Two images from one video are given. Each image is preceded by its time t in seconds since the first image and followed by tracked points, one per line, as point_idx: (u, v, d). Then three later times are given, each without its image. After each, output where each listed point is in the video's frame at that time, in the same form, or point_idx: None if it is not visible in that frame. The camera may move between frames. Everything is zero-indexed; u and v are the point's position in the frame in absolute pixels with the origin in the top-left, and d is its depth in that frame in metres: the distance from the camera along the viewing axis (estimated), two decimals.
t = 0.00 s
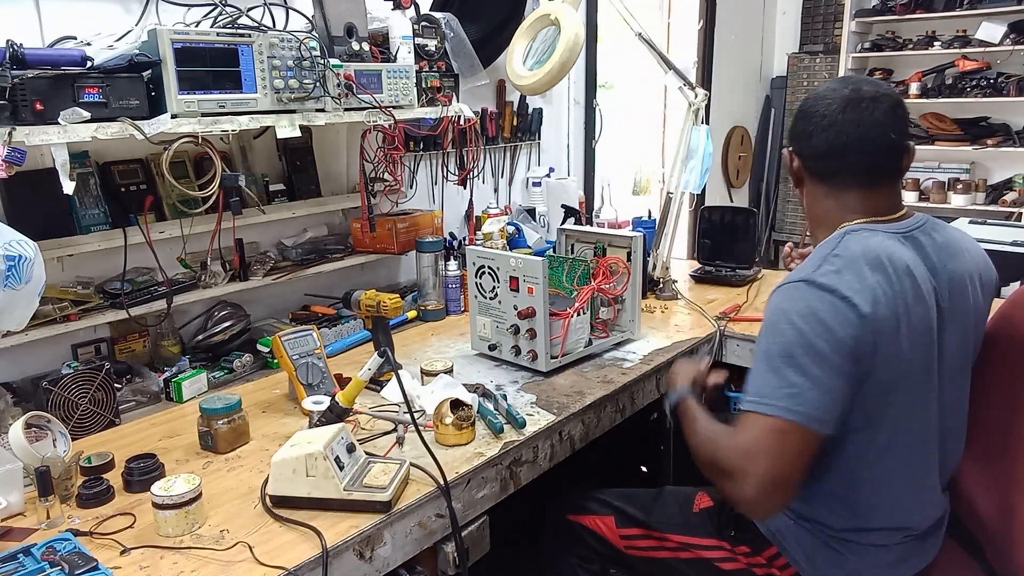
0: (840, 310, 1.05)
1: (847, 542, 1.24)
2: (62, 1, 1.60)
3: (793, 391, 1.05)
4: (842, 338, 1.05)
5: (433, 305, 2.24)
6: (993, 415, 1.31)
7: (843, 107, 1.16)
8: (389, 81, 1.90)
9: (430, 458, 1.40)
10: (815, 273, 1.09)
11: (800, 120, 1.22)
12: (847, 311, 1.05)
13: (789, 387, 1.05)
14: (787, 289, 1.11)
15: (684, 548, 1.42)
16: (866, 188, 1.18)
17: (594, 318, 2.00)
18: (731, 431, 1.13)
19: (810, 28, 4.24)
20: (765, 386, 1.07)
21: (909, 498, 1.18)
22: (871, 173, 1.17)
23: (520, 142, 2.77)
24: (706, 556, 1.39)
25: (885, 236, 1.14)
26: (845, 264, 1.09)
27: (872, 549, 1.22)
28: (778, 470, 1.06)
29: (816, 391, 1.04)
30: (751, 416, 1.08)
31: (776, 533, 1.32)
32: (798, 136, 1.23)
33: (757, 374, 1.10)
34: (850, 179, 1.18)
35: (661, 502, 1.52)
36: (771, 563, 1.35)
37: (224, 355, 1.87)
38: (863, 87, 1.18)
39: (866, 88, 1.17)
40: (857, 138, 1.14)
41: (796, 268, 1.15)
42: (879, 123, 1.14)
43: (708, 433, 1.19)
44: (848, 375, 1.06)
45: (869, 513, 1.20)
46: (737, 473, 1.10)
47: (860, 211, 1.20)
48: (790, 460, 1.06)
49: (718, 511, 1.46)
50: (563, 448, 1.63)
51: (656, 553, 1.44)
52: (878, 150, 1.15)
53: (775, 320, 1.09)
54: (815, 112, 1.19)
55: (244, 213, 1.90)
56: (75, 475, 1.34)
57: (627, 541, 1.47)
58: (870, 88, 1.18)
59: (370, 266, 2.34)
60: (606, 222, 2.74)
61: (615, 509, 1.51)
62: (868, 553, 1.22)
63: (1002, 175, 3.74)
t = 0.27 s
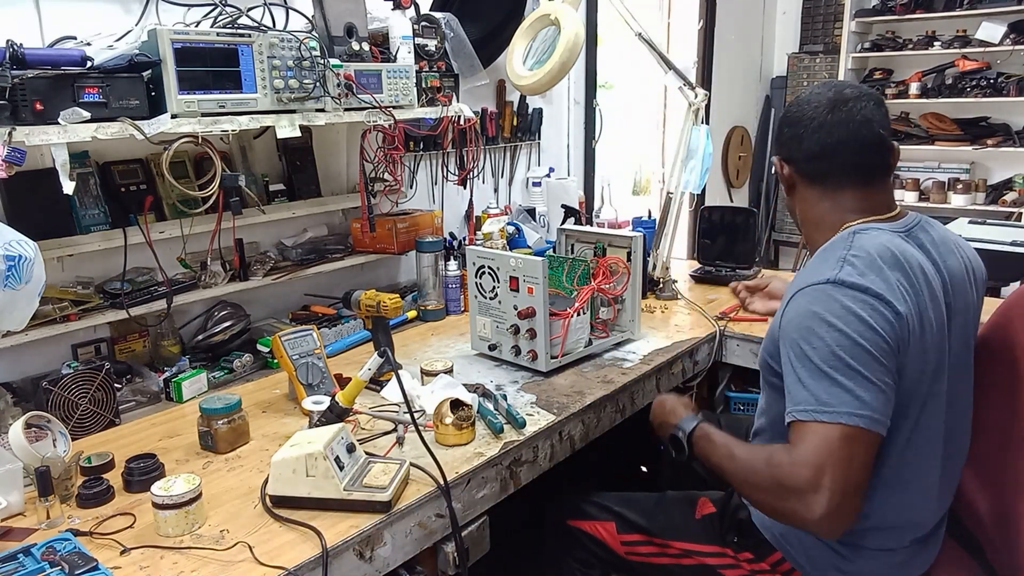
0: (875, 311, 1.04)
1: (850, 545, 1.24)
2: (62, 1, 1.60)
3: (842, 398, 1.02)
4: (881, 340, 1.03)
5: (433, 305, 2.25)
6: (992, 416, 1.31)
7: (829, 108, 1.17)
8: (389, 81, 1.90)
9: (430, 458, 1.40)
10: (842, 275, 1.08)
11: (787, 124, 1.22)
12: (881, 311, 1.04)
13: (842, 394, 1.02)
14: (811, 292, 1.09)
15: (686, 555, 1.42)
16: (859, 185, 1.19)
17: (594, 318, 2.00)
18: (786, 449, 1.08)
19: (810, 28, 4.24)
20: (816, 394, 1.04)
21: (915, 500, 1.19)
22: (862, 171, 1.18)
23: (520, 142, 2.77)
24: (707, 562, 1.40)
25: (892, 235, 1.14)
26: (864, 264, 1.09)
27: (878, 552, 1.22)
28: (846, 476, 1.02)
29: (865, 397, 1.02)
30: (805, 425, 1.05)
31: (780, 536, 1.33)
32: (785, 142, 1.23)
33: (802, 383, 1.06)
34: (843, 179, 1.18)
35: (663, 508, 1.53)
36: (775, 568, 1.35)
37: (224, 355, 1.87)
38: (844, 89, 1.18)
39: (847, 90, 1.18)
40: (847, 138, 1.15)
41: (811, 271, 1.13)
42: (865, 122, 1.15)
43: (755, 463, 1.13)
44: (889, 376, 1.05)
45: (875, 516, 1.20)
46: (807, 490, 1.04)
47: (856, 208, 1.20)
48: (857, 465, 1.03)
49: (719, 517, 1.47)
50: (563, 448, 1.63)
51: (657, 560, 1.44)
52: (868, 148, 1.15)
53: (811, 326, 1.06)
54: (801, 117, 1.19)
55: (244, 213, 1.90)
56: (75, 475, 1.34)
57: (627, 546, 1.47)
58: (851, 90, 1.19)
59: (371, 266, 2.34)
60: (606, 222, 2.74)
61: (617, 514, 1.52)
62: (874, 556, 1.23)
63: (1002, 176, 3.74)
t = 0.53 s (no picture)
0: (848, 312, 1.05)
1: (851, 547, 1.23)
2: (62, 1, 1.60)
3: (786, 388, 1.05)
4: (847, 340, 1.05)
5: (433, 305, 2.25)
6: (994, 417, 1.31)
7: (834, 108, 1.17)
8: (389, 81, 1.90)
9: (430, 458, 1.40)
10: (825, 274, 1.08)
11: (793, 124, 1.23)
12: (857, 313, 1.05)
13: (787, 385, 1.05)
14: (795, 288, 1.09)
15: (686, 557, 1.41)
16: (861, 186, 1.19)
17: (594, 318, 2.00)
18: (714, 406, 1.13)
19: (810, 28, 4.24)
20: (757, 380, 1.06)
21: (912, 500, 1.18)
22: (867, 172, 1.18)
23: (520, 142, 2.77)
24: (708, 564, 1.38)
25: (893, 238, 1.13)
26: (856, 266, 1.08)
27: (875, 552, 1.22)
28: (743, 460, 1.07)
29: (805, 390, 1.05)
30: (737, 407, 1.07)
31: (780, 539, 1.33)
32: (790, 142, 1.23)
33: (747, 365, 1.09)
34: (846, 180, 1.18)
35: (663, 510, 1.52)
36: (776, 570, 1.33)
37: (224, 355, 1.87)
38: (852, 87, 1.18)
39: (855, 88, 1.18)
40: (850, 139, 1.15)
41: (803, 267, 1.13)
42: (870, 122, 1.15)
43: (691, 400, 1.18)
44: (846, 375, 1.06)
45: (876, 517, 1.19)
46: (708, 452, 1.11)
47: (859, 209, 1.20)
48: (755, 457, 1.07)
49: (720, 520, 1.46)
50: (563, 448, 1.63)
51: (657, 561, 1.43)
52: (872, 149, 1.15)
53: (779, 318, 1.08)
54: (806, 116, 1.19)
55: (244, 213, 1.90)
56: (75, 475, 1.34)
57: (626, 548, 1.47)
58: (859, 88, 1.18)
59: (371, 266, 2.34)
60: (606, 222, 2.74)
61: (615, 517, 1.52)
62: (873, 558, 1.22)
63: (1001, 176, 3.74)
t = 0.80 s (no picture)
0: (806, 307, 1.09)
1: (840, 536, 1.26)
2: (62, 1, 1.60)
3: (743, 380, 1.11)
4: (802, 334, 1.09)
5: (433, 305, 2.25)
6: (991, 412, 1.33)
7: (822, 109, 1.18)
8: (389, 81, 1.90)
9: (430, 458, 1.40)
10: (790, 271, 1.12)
11: (785, 122, 1.24)
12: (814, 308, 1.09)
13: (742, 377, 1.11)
14: (764, 284, 1.14)
15: (685, 550, 1.42)
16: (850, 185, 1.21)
17: (594, 318, 2.00)
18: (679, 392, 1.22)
19: (810, 28, 4.24)
20: (718, 371, 1.13)
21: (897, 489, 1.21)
22: (855, 171, 1.20)
23: (520, 142, 2.77)
24: (706, 557, 1.40)
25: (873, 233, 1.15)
26: (823, 263, 1.11)
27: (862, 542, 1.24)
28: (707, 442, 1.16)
29: (764, 382, 1.10)
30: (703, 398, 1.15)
31: (774, 529, 1.34)
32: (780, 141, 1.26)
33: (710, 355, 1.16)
34: (835, 179, 1.20)
35: (660, 505, 1.52)
36: (772, 562, 1.36)
37: (224, 355, 1.87)
38: (842, 86, 1.19)
39: (845, 87, 1.19)
40: (837, 139, 1.17)
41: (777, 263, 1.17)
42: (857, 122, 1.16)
43: (657, 383, 1.28)
44: (806, 367, 1.11)
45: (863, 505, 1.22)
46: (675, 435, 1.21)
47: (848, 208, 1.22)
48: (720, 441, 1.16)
49: (717, 513, 1.46)
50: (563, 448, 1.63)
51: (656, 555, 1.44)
52: (858, 148, 1.17)
53: (742, 312, 1.13)
54: (795, 116, 1.21)
55: (244, 213, 1.90)
56: (75, 476, 1.34)
57: (624, 544, 1.47)
58: (849, 86, 1.19)
59: (371, 266, 2.34)
60: (606, 223, 2.74)
61: (613, 513, 1.51)
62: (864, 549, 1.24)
63: (1001, 176, 3.74)
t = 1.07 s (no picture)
0: (779, 306, 1.14)
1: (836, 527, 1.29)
2: (62, 1, 1.60)
3: (724, 378, 1.17)
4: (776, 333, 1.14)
5: (433, 305, 2.24)
6: (990, 410, 1.34)
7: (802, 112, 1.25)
8: (389, 81, 1.90)
9: (430, 458, 1.40)
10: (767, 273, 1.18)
11: (770, 127, 1.30)
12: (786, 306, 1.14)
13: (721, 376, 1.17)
14: (744, 286, 1.20)
15: (686, 548, 1.42)
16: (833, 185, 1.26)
17: (594, 318, 2.00)
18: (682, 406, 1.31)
19: (810, 28, 4.24)
20: (706, 371, 1.20)
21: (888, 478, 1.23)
22: (840, 171, 1.25)
23: (520, 142, 2.77)
24: (707, 554, 1.40)
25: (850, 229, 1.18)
26: (797, 263, 1.16)
27: (854, 532, 1.28)
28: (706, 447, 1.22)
29: (747, 379, 1.16)
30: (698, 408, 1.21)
31: (770, 523, 1.37)
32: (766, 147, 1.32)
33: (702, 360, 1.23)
34: (821, 179, 1.26)
35: (660, 504, 1.52)
36: (770, 557, 1.36)
37: (224, 355, 1.86)
38: (817, 91, 1.27)
39: (822, 92, 1.26)
40: (819, 141, 1.23)
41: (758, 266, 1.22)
42: (835, 123, 1.22)
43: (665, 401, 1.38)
44: (788, 361, 1.15)
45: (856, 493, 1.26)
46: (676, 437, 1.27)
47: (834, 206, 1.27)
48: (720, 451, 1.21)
49: (715, 511, 1.48)
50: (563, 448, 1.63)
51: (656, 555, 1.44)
52: (840, 149, 1.22)
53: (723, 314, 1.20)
54: (777, 122, 1.29)
55: (244, 213, 1.90)
56: (75, 476, 1.34)
57: (624, 545, 1.47)
58: (824, 90, 1.26)
59: (371, 266, 2.34)
60: (606, 223, 2.74)
61: (612, 514, 1.51)
62: (857, 539, 1.28)
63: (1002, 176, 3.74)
